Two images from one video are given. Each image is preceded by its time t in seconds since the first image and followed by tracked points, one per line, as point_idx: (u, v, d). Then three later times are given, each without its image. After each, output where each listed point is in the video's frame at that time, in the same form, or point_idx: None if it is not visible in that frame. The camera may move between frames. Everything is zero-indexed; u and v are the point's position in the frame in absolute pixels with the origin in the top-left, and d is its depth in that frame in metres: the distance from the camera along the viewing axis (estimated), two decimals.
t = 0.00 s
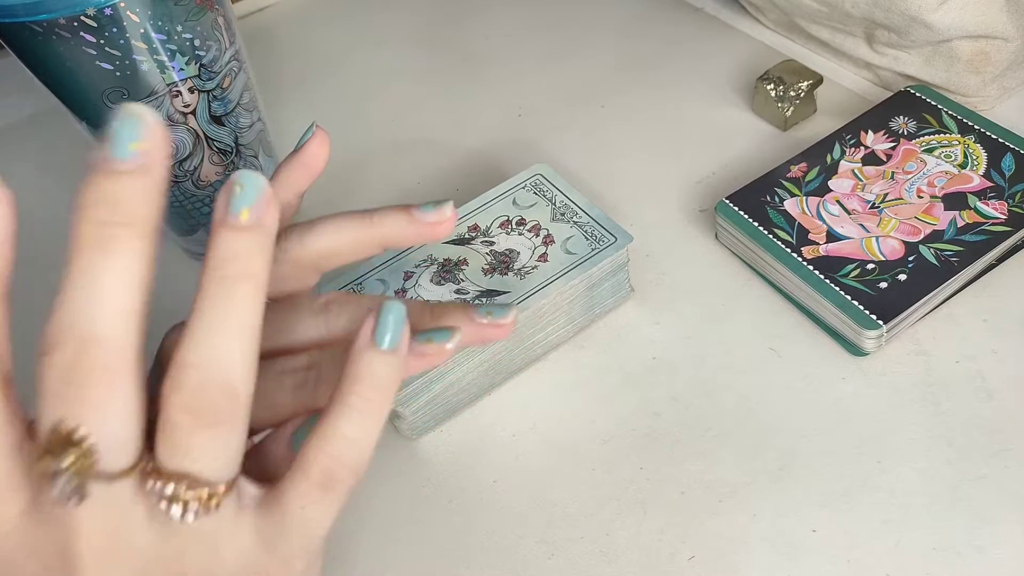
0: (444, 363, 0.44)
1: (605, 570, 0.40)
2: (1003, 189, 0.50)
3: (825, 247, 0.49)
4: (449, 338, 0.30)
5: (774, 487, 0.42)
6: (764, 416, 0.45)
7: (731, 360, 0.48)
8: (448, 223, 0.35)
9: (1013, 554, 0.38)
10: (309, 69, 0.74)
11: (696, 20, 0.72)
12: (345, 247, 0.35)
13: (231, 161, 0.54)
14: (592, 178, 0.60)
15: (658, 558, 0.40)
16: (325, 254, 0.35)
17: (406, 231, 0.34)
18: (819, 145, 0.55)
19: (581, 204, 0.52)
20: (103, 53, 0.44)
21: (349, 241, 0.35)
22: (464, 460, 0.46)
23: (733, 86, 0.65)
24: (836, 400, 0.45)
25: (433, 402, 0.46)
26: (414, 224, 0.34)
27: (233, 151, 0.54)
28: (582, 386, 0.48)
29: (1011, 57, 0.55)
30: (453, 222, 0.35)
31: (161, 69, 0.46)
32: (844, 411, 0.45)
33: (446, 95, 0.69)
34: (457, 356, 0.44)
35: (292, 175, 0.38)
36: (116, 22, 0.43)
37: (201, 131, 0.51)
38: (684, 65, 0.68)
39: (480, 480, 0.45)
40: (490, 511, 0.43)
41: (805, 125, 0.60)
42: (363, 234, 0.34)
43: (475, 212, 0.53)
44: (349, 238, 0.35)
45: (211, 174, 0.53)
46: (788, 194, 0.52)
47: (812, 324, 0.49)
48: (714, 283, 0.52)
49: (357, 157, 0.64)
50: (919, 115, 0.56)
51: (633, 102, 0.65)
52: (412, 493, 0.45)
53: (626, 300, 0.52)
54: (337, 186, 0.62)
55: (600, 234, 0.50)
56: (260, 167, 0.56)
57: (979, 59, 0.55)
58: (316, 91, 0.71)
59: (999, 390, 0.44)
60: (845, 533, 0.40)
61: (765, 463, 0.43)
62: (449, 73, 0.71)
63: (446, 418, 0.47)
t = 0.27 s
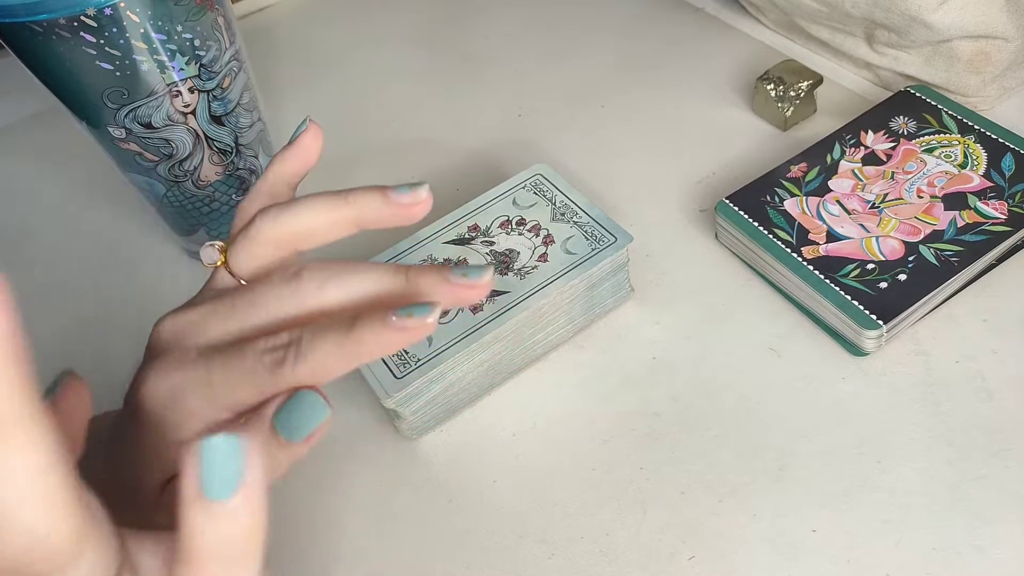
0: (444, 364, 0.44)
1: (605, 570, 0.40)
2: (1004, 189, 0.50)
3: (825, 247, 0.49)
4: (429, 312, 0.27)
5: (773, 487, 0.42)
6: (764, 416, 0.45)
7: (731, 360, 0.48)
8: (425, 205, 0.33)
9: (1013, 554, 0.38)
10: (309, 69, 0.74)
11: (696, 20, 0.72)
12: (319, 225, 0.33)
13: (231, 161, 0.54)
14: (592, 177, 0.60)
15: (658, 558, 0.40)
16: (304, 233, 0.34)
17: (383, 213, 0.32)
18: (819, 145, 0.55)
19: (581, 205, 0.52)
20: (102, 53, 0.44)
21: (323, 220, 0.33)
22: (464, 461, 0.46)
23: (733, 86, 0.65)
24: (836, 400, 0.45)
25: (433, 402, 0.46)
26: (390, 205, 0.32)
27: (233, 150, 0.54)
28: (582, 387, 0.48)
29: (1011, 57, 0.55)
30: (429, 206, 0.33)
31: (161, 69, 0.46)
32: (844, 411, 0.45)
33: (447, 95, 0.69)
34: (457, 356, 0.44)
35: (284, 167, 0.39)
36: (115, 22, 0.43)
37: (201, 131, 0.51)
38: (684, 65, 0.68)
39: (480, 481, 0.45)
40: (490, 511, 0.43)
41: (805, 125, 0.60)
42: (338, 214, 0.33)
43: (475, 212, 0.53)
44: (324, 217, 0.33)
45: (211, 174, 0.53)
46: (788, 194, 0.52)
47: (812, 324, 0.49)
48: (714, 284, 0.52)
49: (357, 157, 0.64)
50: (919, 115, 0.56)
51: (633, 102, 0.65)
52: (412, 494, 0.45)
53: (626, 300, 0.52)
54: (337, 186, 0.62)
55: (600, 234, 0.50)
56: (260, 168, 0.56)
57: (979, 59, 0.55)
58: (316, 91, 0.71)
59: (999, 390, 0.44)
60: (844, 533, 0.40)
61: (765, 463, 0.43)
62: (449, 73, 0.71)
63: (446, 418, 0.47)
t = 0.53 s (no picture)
0: (444, 364, 0.44)
1: (605, 570, 0.40)
2: (1003, 189, 0.50)
3: (825, 247, 0.49)
4: (449, 315, 0.32)
5: (773, 487, 0.42)
6: (763, 416, 0.45)
7: (730, 360, 0.48)
8: (443, 217, 0.36)
9: (1013, 554, 0.38)
10: (309, 69, 0.74)
11: (696, 20, 0.72)
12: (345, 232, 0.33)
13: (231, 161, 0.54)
14: (592, 177, 0.60)
15: (658, 558, 0.40)
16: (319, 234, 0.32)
17: (403, 222, 0.35)
18: (819, 145, 0.55)
19: (581, 204, 0.52)
20: (103, 53, 0.44)
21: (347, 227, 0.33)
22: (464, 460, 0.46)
23: (733, 86, 0.65)
24: (836, 400, 0.45)
25: (433, 402, 0.46)
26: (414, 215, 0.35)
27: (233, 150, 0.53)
28: (582, 387, 0.48)
29: (1011, 57, 0.55)
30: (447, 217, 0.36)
31: (161, 69, 0.46)
32: (845, 411, 0.45)
33: (447, 96, 0.69)
34: (457, 356, 0.44)
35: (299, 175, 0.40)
36: (116, 22, 0.43)
37: (201, 131, 0.51)
38: (683, 65, 0.68)
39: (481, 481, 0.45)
40: (489, 511, 0.43)
41: (805, 125, 0.60)
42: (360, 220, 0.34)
43: (475, 212, 0.53)
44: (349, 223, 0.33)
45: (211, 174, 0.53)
46: (788, 194, 0.52)
47: (812, 324, 0.49)
48: (714, 283, 0.52)
49: (357, 156, 0.64)
50: (919, 115, 0.56)
51: (633, 102, 0.65)
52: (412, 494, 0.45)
53: (626, 300, 0.52)
54: (337, 186, 0.62)
55: (600, 234, 0.50)
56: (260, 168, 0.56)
57: (979, 59, 0.55)
58: (316, 91, 0.71)
59: (998, 390, 0.44)
60: (844, 533, 0.40)
61: (764, 463, 0.43)
62: (448, 73, 0.71)
63: (446, 418, 0.47)
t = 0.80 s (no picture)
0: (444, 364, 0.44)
1: (606, 570, 0.40)
2: (1004, 189, 0.50)
3: (825, 247, 0.49)
4: (463, 321, 0.32)
5: (773, 487, 0.42)
6: (763, 416, 0.45)
7: (730, 360, 0.48)
8: (454, 230, 0.38)
9: (1013, 554, 0.38)
10: (309, 69, 0.74)
11: (696, 20, 0.72)
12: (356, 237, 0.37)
13: (231, 161, 0.54)
14: (592, 177, 0.60)
15: (658, 558, 0.40)
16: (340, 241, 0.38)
17: (416, 235, 0.38)
18: (819, 145, 0.55)
19: (581, 204, 0.52)
20: (103, 53, 0.44)
21: (362, 231, 0.38)
22: (464, 461, 0.46)
23: (733, 86, 0.65)
24: (835, 399, 0.45)
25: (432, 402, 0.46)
26: (425, 229, 0.38)
27: (233, 150, 0.53)
28: (582, 387, 0.48)
29: (1011, 57, 0.55)
30: (457, 232, 0.38)
31: (161, 68, 0.46)
32: (845, 411, 0.45)
33: (447, 96, 0.69)
34: (457, 356, 0.44)
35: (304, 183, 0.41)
36: (116, 22, 0.43)
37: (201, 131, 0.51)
38: (684, 65, 0.68)
39: (481, 481, 0.45)
40: (489, 510, 0.43)
41: (805, 125, 0.60)
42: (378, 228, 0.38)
43: (475, 212, 0.53)
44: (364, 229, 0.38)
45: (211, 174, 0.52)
46: (788, 194, 0.52)
47: (812, 324, 0.49)
48: (714, 283, 0.52)
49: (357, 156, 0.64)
50: (919, 115, 0.56)
51: (633, 102, 0.65)
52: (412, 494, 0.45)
53: (626, 300, 0.52)
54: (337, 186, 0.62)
55: (600, 234, 0.50)
56: (260, 167, 0.56)
57: (979, 59, 0.55)
58: (316, 91, 0.71)
59: (998, 390, 0.44)
60: (844, 533, 0.40)
61: (764, 463, 0.43)
62: (448, 73, 0.71)
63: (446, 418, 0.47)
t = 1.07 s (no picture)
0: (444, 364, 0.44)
1: (606, 570, 0.40)
2: (1004, 189, 0.50)
3: (825, 247, 0.49)
4: (465, 311, 0.31)
5: (773, 487, 0.42)
6: (763, 416, 0.45)
7: (730, 360, 0.48)
8: (454, 230, 0.37)
9: (1013, 554, 0.38)
10: (309, 69, 0.74)
11: (696, 20, 0.72)
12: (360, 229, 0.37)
13: (231, 161, 0.54)
14: (593, 178, 0.60)
15: (658, 558, 0.40)
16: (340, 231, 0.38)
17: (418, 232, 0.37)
18: (819, 145, 0.55)
19: (581, 205, 0.52)
20: (103, 53, 0.44)
21: (362, 225, 0.38)
22: (464, 460, 0.46)
23: (733, 86, 0.65)
24: (835, 399, 0.45)
25: (432, 402, 0.45)
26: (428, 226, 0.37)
27: (232, 150, 0.53)
28: (582, 387, 0.48)
29: (1011, 57, 0.55)
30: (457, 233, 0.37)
31: (161, 69, 0.46)
32: (845, 412, 0.45)
33: (447, 96, 0.69)
34: (457, 356, 0.44)
35: (309, 179, 0.42)
36: (116, 22, 0.43)
37: (201, 131, 0.51)
38: (684, 65, 0.68)
39: (481, 481, 0.45)
40: (489, 510, 0.43)
41: (805, 125, 0.60)
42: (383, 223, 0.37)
43: (475, 212, 0.53)
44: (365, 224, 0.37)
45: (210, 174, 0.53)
46: (787, 194, 0.52)
47: (812, 324, 0.49)
48: (715, 283, 0.52)
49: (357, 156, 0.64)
50: (919, 115, 0.56)
51: (633, 102, 0.65)
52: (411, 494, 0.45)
53: (626, 300, 0.52)
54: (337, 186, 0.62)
55: (600, 234, 0.50)
56: (260, 168, 0.56)
57: (979, 59, 0.55)
58: (316, 91, 0.71)
59: (998, 390, 0.44)
60: (844, 533, 0.40)
61: (764, 463, 0.43)
62: (449, 73, 0.71)
63: (446, 418, 0.47)
